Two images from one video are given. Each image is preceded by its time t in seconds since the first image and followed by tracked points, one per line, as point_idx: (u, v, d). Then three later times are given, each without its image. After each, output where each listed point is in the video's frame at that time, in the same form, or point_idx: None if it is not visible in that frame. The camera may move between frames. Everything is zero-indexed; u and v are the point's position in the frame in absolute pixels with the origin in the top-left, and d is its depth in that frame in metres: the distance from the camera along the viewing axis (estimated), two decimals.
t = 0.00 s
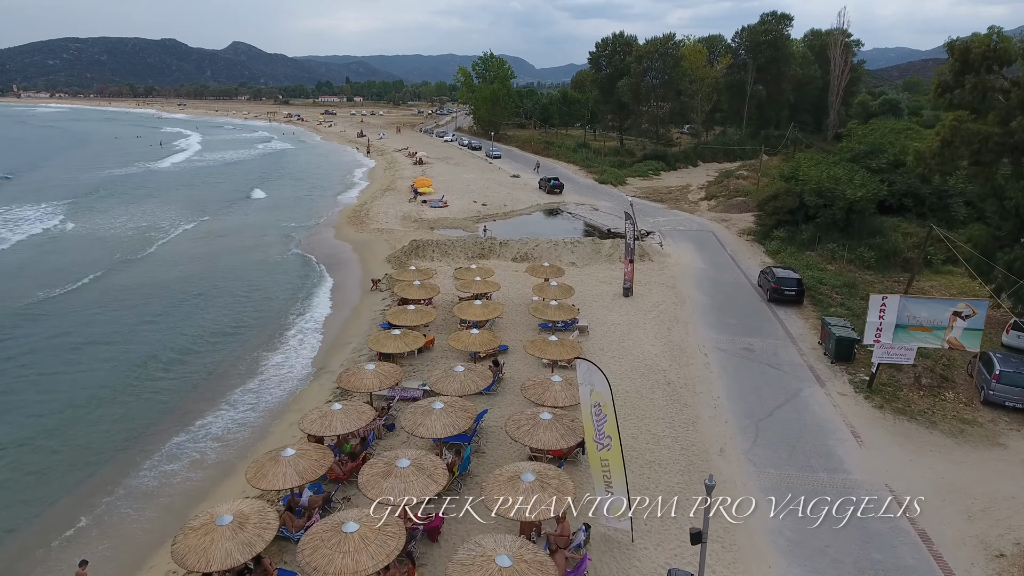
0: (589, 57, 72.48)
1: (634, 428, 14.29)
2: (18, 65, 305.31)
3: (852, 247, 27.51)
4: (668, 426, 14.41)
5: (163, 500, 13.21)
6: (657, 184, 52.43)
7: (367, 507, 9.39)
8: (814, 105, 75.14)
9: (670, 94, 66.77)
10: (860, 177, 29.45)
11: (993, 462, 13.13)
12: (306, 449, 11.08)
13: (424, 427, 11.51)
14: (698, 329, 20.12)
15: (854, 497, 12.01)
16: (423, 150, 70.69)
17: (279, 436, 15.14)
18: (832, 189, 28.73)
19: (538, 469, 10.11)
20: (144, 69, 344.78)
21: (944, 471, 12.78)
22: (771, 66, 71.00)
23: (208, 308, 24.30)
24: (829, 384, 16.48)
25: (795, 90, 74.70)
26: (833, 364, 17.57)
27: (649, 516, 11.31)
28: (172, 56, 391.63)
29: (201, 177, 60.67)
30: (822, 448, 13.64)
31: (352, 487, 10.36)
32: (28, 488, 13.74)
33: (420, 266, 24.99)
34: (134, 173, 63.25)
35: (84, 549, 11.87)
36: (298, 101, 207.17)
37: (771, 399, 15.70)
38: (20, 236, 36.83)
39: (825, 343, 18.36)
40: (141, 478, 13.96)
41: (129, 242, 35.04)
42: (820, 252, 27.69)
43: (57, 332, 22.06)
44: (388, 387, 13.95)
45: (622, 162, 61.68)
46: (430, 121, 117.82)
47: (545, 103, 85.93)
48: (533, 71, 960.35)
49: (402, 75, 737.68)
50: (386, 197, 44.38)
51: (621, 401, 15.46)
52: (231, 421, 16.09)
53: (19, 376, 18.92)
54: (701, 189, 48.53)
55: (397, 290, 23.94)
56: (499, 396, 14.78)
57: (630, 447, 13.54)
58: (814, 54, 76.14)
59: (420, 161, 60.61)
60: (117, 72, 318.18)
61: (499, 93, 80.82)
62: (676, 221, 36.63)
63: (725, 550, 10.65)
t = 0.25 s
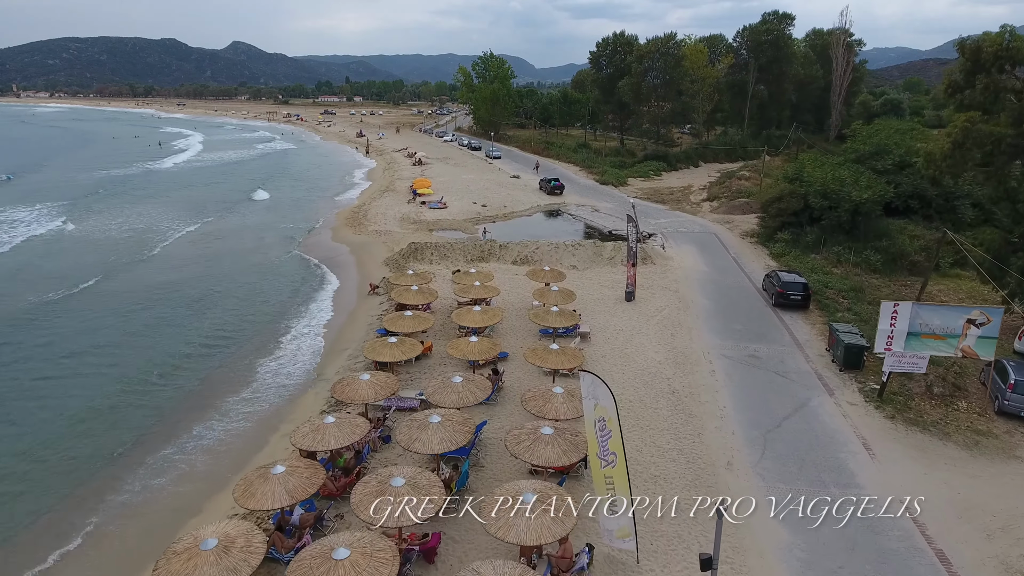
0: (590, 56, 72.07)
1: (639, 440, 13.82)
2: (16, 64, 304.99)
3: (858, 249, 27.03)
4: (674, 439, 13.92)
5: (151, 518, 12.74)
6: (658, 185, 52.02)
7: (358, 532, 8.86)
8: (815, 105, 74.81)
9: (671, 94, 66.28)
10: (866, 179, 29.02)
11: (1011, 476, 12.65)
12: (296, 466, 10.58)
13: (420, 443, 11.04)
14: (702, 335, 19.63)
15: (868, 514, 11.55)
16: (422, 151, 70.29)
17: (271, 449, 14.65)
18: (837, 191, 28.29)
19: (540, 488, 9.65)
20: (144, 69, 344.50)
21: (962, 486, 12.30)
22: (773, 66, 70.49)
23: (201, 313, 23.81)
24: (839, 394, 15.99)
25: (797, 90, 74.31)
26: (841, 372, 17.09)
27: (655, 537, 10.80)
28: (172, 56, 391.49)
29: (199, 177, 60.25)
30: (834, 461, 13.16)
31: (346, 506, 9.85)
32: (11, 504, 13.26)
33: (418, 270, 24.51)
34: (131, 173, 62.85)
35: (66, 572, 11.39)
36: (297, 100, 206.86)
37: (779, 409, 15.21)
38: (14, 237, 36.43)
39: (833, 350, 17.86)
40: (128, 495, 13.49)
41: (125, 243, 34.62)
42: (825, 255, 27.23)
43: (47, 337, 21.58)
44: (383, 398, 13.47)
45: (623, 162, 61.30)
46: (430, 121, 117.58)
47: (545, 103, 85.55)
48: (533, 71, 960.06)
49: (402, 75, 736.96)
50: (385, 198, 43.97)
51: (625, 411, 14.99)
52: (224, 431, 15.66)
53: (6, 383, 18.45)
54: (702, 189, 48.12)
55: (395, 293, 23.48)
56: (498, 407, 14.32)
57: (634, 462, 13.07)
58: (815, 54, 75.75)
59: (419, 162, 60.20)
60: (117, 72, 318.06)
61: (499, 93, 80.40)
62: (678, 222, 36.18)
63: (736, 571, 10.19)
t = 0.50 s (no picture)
0: (592, 56, 71.52)
1: (644, 453, 13.36)
2: (17, 63, 304.74)
3: (865, 253, 26.54)
4: (680, 452, 13.46)
5: (138, 536, 12.30)
6: (660, 186, 51.53)
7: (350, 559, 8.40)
8: (818, 105, 74.29)
9: (673, 93, 65.78)
10: (873, 181, 28.55)
11: None
12: (286, 485, 10.11)
13: (416, 459, 10.57)
14: (708, 342, 19.15)
15: (883, 533, 11.11)
16: (423, 151, 69.82)
17: (264, 462, 14.20)
18: (843, 193, 27.82)
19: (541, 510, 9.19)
20: (145, 69, 344.17)
21: (980, 504, 11.83)
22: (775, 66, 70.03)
23: (196, 317, 23.35)
24: (850, 404, 15.52)
25: (800, 90, 73.73)
26: (852, 381, 16.62)
27: (662, 560, 10.32)
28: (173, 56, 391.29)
29: (198, 177, 59.83)
30: (845, 476, 12.72)
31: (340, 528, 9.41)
32: None
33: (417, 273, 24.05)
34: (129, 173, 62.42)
35: None
36: (298, 100, 206.42)
37: (788, 420, 14.76)
38: (9, 239, 35.98)
39: (842, 357, 17.38)
40: (116, 511, 13.06)
41: (120, 245, 34.16)
42: (831, 258, 26.75)
43: (38, 343, 21.15)
44: (379, 410, 13.01)
45: (625, 163, 60.80)
46: (431, 121, 117.14)
47: (546, 103, 85.07)
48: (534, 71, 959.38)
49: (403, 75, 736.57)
50: (385, 199, 43.52)
51: (629, 422, 14.52)
52: (216, 443, 15.22)
53: None
54: (705, 190, 47.66)
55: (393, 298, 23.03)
56: (498, 418, 13.86)
57: (639, 477, 12.61)
58: (818, 54, 75.15)
59: (420, 162, 59.74)
60: (118, 72, 317.79)
61: (500, 93, 79.90)
62: (681, 224, 35.72)
63: None
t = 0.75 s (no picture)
0: (593, 56, 70.99)
1: (650, 468, 12.86)
2: (17, 63, 304.58)
3: (873, 256, 26.03)
4: (687, 467, 12.95)
5: (122, 556, 11.78)
6: (662, 187, 51.01)
7: None
8: (821, 105, 73.78)
9: (675, 94, 65.24)
10: (880, 183, 28.05)
11: None
12: (275, 506, 9.62)
13: (412, 478, 10.10)
14: (714, 349, 18.62)
15: (900, 554, 10.61)
16: (423, 151, 69.34)
17: (255, 477, 13.69)
18: (850, 195, 27.33)
19: (543, 535, 8.69)
20: (145, 69, 343.98)
21: (1001, 522, 11.33)
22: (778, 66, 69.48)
23: (189, 322, 22.84)
24: (862, 415, 15.00)
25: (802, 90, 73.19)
26: (863, 391, 16.12)
27: None
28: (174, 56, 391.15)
29: (196, 178, 59.36)
30: (859, 492, 12.23)
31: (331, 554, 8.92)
32: None
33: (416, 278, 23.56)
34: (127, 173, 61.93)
35: None
36: (298, 100, 206.02)
37: (798, 432, 14.25)
38: (4, 240, 35.57)
39: (853, 366, 16.87)
40: (100, 528, 12.54)
41: (115, 247, 33.71)
42: (838, 261, 26.26)
43: (27, 349, 20.67)
44: (374, 423, 12.51)
45: (626, 163, 60.29)
46: (432, 122, 116.68)
47: (547, 103, 84.59)
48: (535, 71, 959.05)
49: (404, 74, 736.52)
50: (384, 200, 43.04)
51: (634, 434, 14.03)
52: (207, 455, 14.73)
53: None
54: (708, 191, 47.16)
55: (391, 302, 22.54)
56: (498, 431, 13.37)
57: (644, 493, 12.10)
58: (821, 54, 74.60)
59: (420, 162, 59.26)
60: (120, 72, 317.68)
61: (501, 93, 79.41)
62: (684, 226, 35.21)
63: None
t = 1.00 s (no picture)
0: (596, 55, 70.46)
1: (656, 483, 12.37)
2: (19, 62, 304.69)
3: (881, 259, 25.53)
4: (695, 483, 12.44)
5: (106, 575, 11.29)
6: (665, 187, 50.50)
7: None
8: (824, 105, 73.23)
9: (678, 93, 64.67)
10: (888, 185, 27.55)
11: None
12: (263, 528, 9.15)
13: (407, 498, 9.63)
14: (721, 356, 18.11)
15: None
16: (424, 152, 68.88)
17: (247, 490, 13.22)
18: (858, 197, 26.83)
19: (546, 562, 8.22)
20: (147, 69, 344.01)
21: None
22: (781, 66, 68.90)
23: (184, 327, 22.37)
24: (875, 426, 14.50)
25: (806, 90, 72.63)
26: (875, 401, 15.62)
27: None
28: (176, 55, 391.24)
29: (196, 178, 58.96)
30: (874, 509, 11.74)
31: None
32: None
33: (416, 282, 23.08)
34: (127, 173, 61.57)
35: None
36: (300, 100, 205.62)
37: (809, 445, 13.75)
38: None
39: (865, 374, 16.36)
40: (84, 545, 12.04)
41: (111, 249, 33.23)
42: (846, 264, 25.74)
43: (19, 355, 20.24)
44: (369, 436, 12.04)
45: (629, 164, 59.77)
46: (433, 121, 116.25)
47: (549, 102, 84.09)
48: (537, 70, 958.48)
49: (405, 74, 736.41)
50: (384, 201, 42.59)
51: (640, 447, 13.55)
52: (198, 467, 14.24)
53: None
54: (711, 192, 46.64)
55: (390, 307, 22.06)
56: (499, 444, 12.92)
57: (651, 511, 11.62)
58: (825, 53, 74.02)
59: (421, 163, 58.80)
60: (122, 72, 317.82)
61: (502, 93, 78.93)
62: (687, 228, 34.71)
63: None
